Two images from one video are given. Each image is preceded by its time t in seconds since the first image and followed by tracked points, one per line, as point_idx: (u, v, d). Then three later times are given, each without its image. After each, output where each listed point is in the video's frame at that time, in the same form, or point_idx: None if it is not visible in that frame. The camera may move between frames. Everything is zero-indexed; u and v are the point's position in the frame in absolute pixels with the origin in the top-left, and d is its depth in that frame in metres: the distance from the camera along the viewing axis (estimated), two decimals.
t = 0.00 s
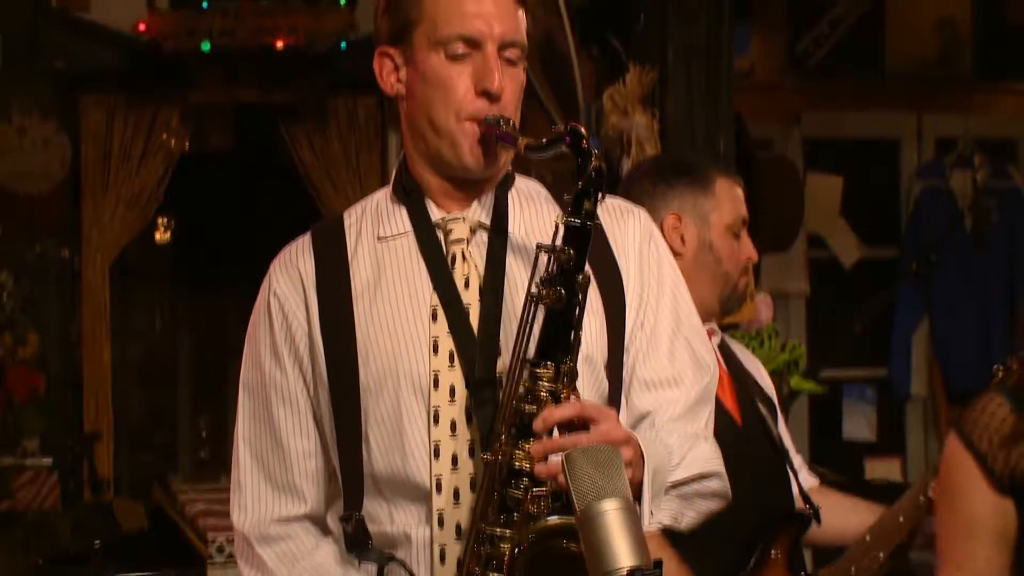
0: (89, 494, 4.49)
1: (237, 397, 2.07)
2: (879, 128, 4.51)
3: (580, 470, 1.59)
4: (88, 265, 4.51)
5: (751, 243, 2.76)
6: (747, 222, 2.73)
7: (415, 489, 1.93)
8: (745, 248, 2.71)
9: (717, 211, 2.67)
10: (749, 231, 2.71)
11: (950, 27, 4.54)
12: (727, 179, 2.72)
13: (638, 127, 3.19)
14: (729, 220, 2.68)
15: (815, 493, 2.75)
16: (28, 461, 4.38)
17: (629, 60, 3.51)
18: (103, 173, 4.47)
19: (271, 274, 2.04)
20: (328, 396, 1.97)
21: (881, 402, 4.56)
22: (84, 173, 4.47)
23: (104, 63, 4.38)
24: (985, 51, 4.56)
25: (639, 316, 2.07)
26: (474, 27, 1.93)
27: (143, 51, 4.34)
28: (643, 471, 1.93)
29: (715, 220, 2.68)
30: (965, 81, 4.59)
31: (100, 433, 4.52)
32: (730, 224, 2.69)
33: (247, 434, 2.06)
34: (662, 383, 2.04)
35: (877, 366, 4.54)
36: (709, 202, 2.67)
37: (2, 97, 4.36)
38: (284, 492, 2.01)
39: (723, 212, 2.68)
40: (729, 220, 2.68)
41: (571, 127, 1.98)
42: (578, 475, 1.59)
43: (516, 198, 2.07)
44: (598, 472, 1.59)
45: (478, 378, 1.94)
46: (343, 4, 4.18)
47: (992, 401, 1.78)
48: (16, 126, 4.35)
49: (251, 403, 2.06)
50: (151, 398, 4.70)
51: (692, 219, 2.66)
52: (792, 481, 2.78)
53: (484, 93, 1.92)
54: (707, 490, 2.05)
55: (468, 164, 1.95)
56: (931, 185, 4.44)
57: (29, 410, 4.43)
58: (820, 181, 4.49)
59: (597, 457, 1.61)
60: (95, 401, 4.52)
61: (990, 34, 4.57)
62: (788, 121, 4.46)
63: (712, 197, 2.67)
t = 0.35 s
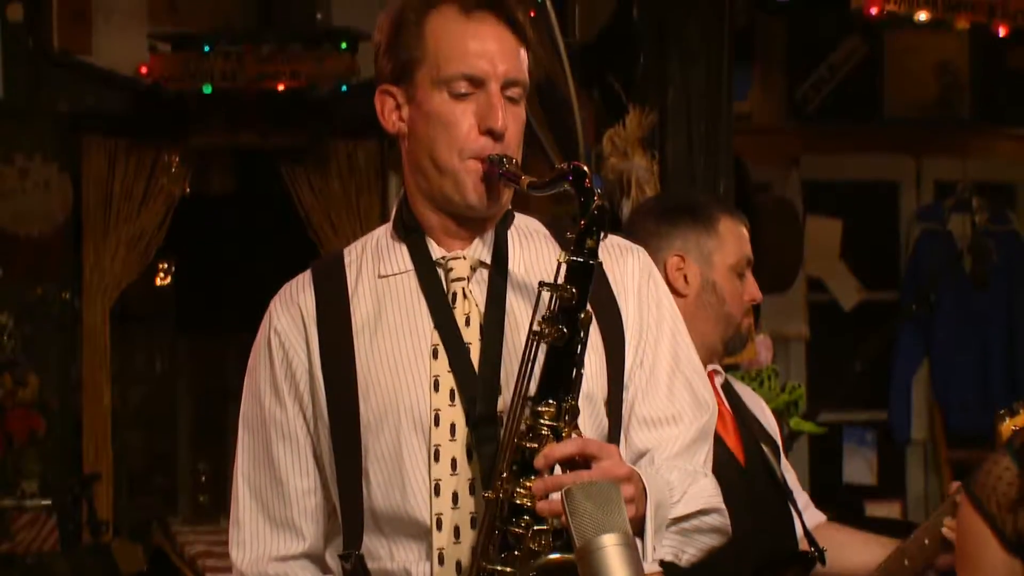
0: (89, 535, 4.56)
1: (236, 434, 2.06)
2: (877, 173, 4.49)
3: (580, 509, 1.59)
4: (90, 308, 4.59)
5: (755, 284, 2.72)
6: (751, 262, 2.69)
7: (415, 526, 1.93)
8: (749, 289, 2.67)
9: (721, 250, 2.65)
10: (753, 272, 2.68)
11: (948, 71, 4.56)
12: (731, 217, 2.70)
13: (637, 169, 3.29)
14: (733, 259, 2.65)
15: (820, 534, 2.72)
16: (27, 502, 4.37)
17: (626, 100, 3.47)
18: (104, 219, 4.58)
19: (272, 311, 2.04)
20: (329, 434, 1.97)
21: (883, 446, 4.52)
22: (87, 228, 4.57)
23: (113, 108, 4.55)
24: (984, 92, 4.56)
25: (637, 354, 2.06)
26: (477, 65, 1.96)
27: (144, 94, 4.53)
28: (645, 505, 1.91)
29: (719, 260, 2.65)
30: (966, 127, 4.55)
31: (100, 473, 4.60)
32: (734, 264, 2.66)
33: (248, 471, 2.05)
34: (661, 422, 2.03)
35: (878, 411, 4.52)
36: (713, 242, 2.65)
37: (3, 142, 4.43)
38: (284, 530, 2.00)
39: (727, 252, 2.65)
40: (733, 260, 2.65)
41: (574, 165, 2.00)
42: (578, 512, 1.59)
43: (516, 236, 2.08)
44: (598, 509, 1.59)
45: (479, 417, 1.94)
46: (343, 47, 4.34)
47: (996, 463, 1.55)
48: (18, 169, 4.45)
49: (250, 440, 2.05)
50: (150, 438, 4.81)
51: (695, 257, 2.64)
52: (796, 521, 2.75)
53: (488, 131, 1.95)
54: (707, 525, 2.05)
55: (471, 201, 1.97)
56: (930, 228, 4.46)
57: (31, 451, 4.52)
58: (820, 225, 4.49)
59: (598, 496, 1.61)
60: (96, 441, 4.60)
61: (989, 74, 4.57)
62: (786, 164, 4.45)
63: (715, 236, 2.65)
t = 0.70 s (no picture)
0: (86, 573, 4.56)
1: (240, 466, 2.02)
2: (882, 214, 4.52)
3: (580, 537, 1.61)
4: (89, 343, 4.71)
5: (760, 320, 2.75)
6: (757, 300, 2.72)
7: (420, 560, 1.87)
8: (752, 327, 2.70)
9: (725, 287, 2.67)
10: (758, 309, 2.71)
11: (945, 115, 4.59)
12: (738, 255, 2.74)
13: (638, 208, 3.03)
14: (737, 296, 2.68)
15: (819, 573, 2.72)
16: (25, 540, 4.42)
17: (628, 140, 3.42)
18: (104, 255, 4.69)
19: (277, 343, 1.99)
20: (334, 467, 1.91)
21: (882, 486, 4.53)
22: (86, 255, 4.69)
23: (119, 152, 4.71)
24: (983, 134, 4.59)
25: (641, 387, 1.99)
26: (484, 100, 1.96)
27: (144, 137, 4.70)
28: (652, 541, 1.83)
29: (722, 295, 2.67)
30: (968, 169, 4.59)
31: (97, 511, 4.66)
32: (739, 301, 2.69)
33: (251, 504, 2.00)
34: (663, 457, 1.97)
35: (877, 452, 4.54)
36: (717, 278, 2.67)
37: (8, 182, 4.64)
38: (286, 564, 1.95)
39: (731, 289, 2.68)
40: (737, 297, 2.67)
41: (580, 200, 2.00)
42: (577, 541, 1.60)
43: (520, 270, 2.06)
44: (597, 539, 1.60)
45: (484, 452, 1.89)
46: (343, 85, 4.63)
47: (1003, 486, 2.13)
48: (19, 208, 4.63)
49: (254, 472, 2.01)
50: (150, 482, 4.88)
51: (698, 293, 2.67)
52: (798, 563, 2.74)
53: (495, 165, 1.94)
54: (710, 561, 1.99)
55: (477, 235, 1.97)
56: (929, 269, 4.47)
57: (30, 490, 4.64)
58: (821, 264, 4.47)
59: (599, 526, 1.62)
60: (95, 478, 4.68)
61: (989, 117, 4.61)
62: (785, 205, 4.48)
63: (720, 272, 2.68)
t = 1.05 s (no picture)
0: None
1: (243, 492, 1.97)
2: (874, 245, 4.45)
3: (582, 564, 1.62)
4: (88, 378, 4.84)
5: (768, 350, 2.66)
6: (765, 329, 2.62)
7: None
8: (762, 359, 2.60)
9: (734, 317, 2.58)
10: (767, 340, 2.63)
11: (944, 146, 4.49)
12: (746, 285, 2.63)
13: (637, 236, 3.02)
14: (747, 326, 2.58)
15: None
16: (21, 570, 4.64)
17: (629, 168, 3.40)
18: (101, 291, 4.83)
19: (280, 371, 1.93)
20: (337, 497, 1.84)
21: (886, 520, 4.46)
22: (85, 291, 4.83)
23: (113, 181, 4.80)
24: (985, 164, 4.49)
25: (643, 412, 1.89)
26: (489, 127, 1.91)
27: (143, 165, 4.78)
28: (653, 566, 1.74)
29: (731, 327, 2.57)
30: (964, 203, 4.50)
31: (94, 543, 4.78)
32: (748, 333, 2.58)
33: (252, 529, 1.95)
34: (666, 483, 1.86)
35: (880, 484, 4.46)
36: (727, 308, 2.58)
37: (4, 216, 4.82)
38: None
39: (740, 319, 2.58)
40: (747, 329, 2.57)
41: (585, 223, 1.93)
42: (579, 567, 1.62)
43: (522, 298, 1.99)
44: (597, 565, 1.62)
45: (488, 477, 1.81)
46: (343, 117, 4.68)
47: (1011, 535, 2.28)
48: (17, 239, 4.79)
49: (257, 498, 1.95)
50: (146, 516, 5.03)
51: (707, 323, 2.57)
52: None
53: (500, 192, 1.89)
54: None
55: (482, 260, 1.90)
56: (929, 301, 4.40)
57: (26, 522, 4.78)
58: (821, 296, 4.42)
59: (600, 551, 1.63)
60: (90, 508, 4.80)
61: (990, 146, 4.50)
62: (786, 235, 4.43)
63: (729, 303, 2.58)
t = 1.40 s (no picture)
0: None
1: (231, 527, 1.85)
2: (892, 278, 4.13)
3: None
4: (73, 415, 4.39)
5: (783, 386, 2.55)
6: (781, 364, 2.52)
7: None
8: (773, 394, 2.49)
9: (744, 350, 2.48)
10: (781, 377, 2.51)
11: (959, 175, 4.16)
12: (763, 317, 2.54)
13: (638, 264, 3.08)
14: (757, 359, 2.48)
15: None
16: None
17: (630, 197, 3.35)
18: (88, 318, 4.35)
19: (270, 401, 1.81)
20: (329, 528, 1.74)
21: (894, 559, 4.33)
22: (69, 318, 4.35)
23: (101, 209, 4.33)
24: (998, 196, 4.17)
25: (644, 441, 1.79)
26: (485, 148, 1.82)
27: (133, 194, 4.29)
28: None
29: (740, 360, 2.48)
30: (979, 232, 4.17)
31: None
32: (758, 367, 2.48)
33: (241, 566, 1.83)
34: (667, 514, 1.76)
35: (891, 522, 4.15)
36: (737, 341, 2.49)
37: None
38: None
39: (750, 353, 2.48)
40: (757, 361, 2.48)
41: (582, 246, 1.89)
42: None
43: (519, 323, 1.90)
44: None
45: (483, 508, 1.71)
46: (338, 142, 4.30)
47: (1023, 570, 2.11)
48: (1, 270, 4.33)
49: (245, 534, 1.83)
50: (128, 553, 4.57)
51: (715, 354, 2.49)
52: None
53: (497, 215, 1.80)
54: None
55: (479, 286, 1.80)
56: (942, 334, 4.14)
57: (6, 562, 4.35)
58: (830, 328, 4.11)
59: None
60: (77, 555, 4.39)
61: (1002, 177, 4.18)
62: (794, 266, 4.06)
63: (740, 335, 2.49)
